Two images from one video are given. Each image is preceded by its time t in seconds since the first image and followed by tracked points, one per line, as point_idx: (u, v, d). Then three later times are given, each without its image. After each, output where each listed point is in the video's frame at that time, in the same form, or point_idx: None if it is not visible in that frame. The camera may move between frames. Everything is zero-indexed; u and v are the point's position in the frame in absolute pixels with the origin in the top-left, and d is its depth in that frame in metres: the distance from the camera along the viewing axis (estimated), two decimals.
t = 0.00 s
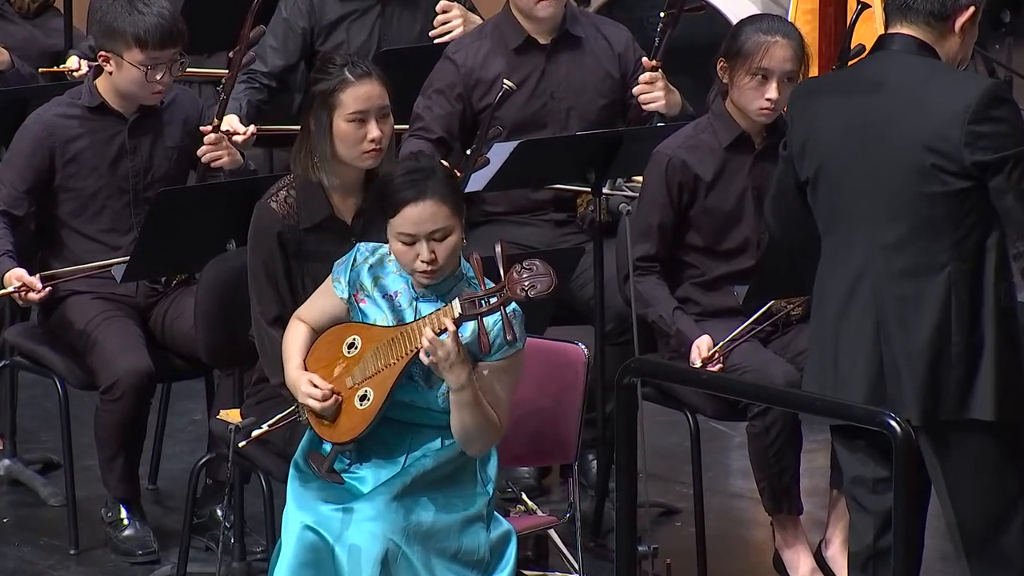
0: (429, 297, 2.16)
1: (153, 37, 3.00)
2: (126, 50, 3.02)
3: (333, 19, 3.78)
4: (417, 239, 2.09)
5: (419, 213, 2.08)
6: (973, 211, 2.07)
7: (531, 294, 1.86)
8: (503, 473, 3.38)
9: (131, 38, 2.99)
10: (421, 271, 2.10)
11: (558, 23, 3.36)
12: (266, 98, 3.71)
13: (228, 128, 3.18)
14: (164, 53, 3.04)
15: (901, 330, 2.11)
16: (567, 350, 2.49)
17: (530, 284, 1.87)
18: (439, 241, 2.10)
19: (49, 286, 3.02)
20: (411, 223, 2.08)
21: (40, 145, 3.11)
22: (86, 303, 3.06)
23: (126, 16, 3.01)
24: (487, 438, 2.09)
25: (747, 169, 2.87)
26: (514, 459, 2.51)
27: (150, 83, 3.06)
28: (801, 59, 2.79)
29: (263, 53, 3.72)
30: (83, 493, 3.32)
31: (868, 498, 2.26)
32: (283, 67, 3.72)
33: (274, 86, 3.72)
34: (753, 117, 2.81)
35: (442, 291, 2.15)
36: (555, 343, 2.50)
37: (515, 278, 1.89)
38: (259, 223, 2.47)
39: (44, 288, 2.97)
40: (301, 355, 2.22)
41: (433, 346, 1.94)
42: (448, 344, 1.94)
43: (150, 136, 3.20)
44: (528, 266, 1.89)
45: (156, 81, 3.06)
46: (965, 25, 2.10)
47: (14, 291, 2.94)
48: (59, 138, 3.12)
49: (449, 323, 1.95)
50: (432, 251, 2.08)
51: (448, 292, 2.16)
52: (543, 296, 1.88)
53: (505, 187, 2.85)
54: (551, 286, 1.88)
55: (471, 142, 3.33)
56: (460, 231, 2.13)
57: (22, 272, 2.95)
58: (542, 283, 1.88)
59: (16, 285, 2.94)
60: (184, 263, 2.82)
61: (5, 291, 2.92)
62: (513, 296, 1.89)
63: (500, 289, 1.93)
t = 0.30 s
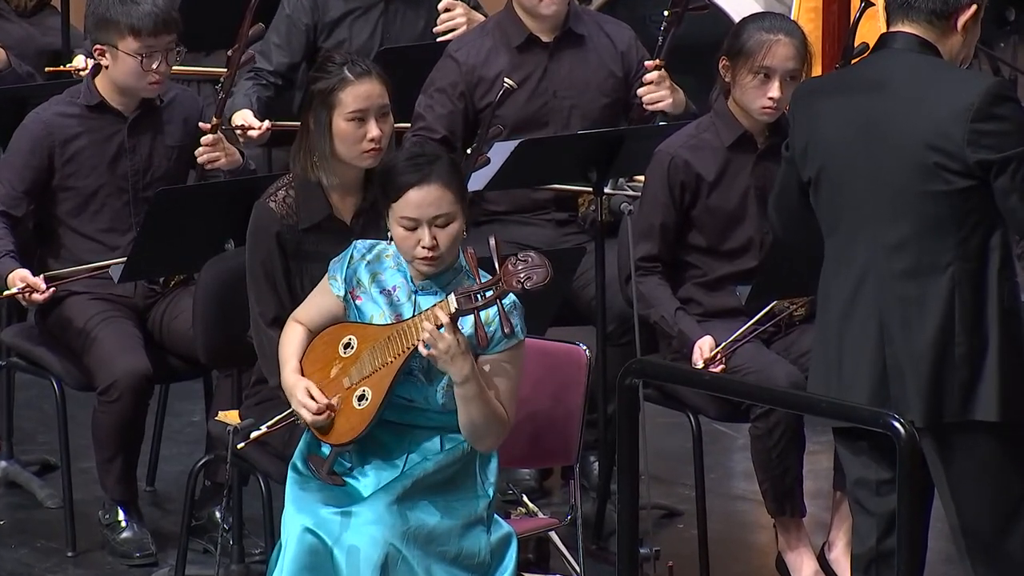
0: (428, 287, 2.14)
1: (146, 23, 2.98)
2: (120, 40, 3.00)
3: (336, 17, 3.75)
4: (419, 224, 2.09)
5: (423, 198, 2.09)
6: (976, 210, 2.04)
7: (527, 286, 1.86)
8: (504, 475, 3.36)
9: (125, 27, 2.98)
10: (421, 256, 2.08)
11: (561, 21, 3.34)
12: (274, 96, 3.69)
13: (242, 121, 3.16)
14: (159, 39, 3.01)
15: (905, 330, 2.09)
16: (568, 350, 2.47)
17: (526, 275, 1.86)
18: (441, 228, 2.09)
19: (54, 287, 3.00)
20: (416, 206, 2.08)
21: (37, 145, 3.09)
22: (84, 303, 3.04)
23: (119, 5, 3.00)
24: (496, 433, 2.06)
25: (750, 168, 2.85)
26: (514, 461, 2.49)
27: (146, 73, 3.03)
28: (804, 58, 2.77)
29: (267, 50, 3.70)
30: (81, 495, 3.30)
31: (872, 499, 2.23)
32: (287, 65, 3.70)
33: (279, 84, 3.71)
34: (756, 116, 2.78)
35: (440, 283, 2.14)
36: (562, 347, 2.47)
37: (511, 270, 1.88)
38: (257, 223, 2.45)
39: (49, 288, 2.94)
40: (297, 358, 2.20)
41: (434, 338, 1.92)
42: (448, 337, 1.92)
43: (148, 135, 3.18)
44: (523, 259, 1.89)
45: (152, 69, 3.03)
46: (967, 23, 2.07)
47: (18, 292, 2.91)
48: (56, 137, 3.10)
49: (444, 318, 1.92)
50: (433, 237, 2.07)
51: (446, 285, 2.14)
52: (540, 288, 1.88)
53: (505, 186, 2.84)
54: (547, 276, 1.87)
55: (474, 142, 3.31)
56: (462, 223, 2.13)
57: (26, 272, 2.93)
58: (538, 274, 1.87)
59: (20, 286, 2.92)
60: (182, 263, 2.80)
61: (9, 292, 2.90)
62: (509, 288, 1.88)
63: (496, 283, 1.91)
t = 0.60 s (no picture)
0: (427, 278, 2.13)
1: (145, 27, 2.96)
2: (118, 39, 2.97)
3: (336, 16, 3.73)
4: (421, 208, 2.08)
5: (426, 180, 2.08)
6: (982, 209, 2.01)
7: (519, 276, 1.84)
8: (504, 478, 3.34)
9: (124, 30, 2.96)
10: (421, 241, 2.07)
11: (564, 20, 3.31)
12: (279, 97, 3.66)
13: (253, 129, 3.16)
14: (158, 43, 3.00)
15: (910, 331, 2.06)
16: (571, 351, 2.43)
17: (518, 266, 1.84)
18: (443, 213, 2.09)
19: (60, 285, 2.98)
20: (419, 188, 2.08)
21: (34, 144, 3.06)
22: (81, 304, 3.01)
23: (118, 8, 2.98)
24: (501, 425, 2.04)
25: (753, 168, 2.82)
26: (518, 464, 2.46)
27: (144, 76, 3.00)
28: (809, 57, 2.74)
29: (269, 50, 3.69)
30: (79, 497, 3.28)
31: (876, 502, 2.20)
32: (289, 66, 3.68)
33: (283, 86, 3.68)
34: (759, 115, 2.76)
35: (438, 273, 2.13)
36: (557, 346, 2.44)
37: (503, 262, 1.86)
38: (256, 223, 2.43)
39: (57, 285, 2.93)
40: (293, 361, 2.16)
41: (432, 331, 1.90)
42: (445, 330, 1.90)
43: (146, 135, 3.15)
44: (515, 249, 1.87)
45: (150, 73, 3.00)
46: (971, 21, 2.06)
47: (26, 290, 2.90)
48: (53, 137, 3.07)
49: (440, 312, 1.89)
50: (435, 221, 2.07)
51: (444, 275, 2.13)
52: (532, 279, 1.85)
53: (505, 186, 2.82)
54: (539, 266, 1.85)
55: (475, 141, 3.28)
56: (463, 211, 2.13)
57: (34, 270, 2.92)
58: (530, 264, 1.85)
59: (27, 283, 2.91)
60: (180, 264, 2.78)
61: (17, 290, 2.89)
62: (502, 280, 1.85)
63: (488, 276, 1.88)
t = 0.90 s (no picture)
0: (425, 267, 2.11)
1: (144, 33, 2.94)
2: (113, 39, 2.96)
3: (333, 17, 3.70)
4: (419, 191, 2.07)
5: (426, 163, 2.08)
6: (983, 205, 2.00)
7: (501, 263, 1.83)
8: (505, 479, 3.32)
9: (123, 39, 2.94)
10: (418, 224, 2.06)
11: (565, 18, 3.29)
12: (279, 100, 3.65)
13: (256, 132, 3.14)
14: (156, 51, 2.97)
15: (912, 330, 2.04)
16: (570, 351, 2.41)
17: (501, 252, 1.83)
18: (441, 197, 2.08)
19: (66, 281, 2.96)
20: (418, 169, 2.08)
21: (30, 144, 3.05)
22: (78, 304, 3.00)
23: (116, 14, 2.96)
24: (496, 415, 2.02)
25: (754, 167, 2.80)
26: (520, 467, 2.45)
27: (142, 82, 3.00)
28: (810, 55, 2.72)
29: (267, 53, 3.67)
30: (76, 499, 3.26)
31: (878, 504, 2.17)
32: (287, 68, 3.67)
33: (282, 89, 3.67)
34: (761, 114, 2.74)
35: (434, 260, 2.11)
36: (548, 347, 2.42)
37: (485, 250, 1.85)
38: (254, 222, 2.41)
39: (66, 280, 2.91)
40: (289, 367, 2.16)
41: (417, 325, 1.89)
42: (431, 323, 1.89)
43: (142, 134, 3.13)
44: (497, 237, 1.86)
45: (148, 79, 3.00)
46: (969, 18, 2.05)
47: (33, 287, 2.87)
48: (49, 136, 3.06)
49: (425, 304, 1.88)
50: (432, 204, 2.06)
51: (440, 262, 2.11)
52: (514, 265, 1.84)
53: (505, 185, 2.80)
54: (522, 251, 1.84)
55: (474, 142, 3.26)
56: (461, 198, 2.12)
57: (40, 268, 2.89)
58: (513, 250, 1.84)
59: (35, 280, 2.88)
60: (177, 264, 2.76)
61: (25, 287, 2.86)
62: (485, 267, 1.84)
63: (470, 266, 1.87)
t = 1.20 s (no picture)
0: (416, 256, 2.10)
1: (136, 25, 2.93)
2: (108, 38, 2.95)
3: (328, 16, 3.69)
4: (411, 176, 2.06)
5: (418, 147, 2.06)
6: (982, 202, 1.98)
7: (485, 243, 1.85)
8: (505, 480, 3.31)
9: (114, 28, 2.93)
10: (410, 210, 2.05)
11: (563, 17, 3.28)
12: (274, 100, 3.64)
13: (248, 131, 3.17)
14: (150, 41, 2.96)
15: (913, 328, 2.03)
16: (568, 351, 2.40)
17: (485, 232, 1.85)
18: (433, 182, 2.06)
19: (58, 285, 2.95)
20: (410, 155, 2.06)
21: (28, 143, 3.03)
22: (76, 305, 2.98)
23: (108, 5, 2.95)
24: (493, 399, 2.01)
25: (756, 167, 2.79)
26: (523, 467, 2.44)
27: (137, 74, 2.98)
28: (812, 55, 2.71)
29: (261, 54, 3.65)
30: (73, 500, 3.24)
31: (877, 505, 2.15)
32: (282, 68, 3.65)
33: (276, 88, 3.66)
34: (762, 114, 2.73)
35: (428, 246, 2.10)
36: (537, 344, 2.41)
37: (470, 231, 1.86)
38: (254, 222, 2.40)
39: (56, 284, 2.89)
40: (283, 371, 2.14)
41: (406, 313, 1.89)
42: (420, 310, 1.89)
43: (140, 133, 3.12)
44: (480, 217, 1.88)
45: (143, 71, 2.98)
46: (962, 15, 2.04)
47: (23, 289, 2.86)
48: (46, 136, 3.04)
49: (412, 292, 1.88)
50: (425, 189, 2.05)
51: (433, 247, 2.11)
52: (498, 244, 1.87)
53: (504, 185, 2.78)
54: (505, 230, 1.87)
55: (472, 141, 3.25)
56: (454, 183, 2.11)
57: (32, 269, 2.88)
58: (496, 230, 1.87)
59: (26, 283, 2.87)
60: (176, 265, 2.74)
61: (16, 288, 2.85)
62: (469, 249, 1.85)
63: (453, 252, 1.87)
